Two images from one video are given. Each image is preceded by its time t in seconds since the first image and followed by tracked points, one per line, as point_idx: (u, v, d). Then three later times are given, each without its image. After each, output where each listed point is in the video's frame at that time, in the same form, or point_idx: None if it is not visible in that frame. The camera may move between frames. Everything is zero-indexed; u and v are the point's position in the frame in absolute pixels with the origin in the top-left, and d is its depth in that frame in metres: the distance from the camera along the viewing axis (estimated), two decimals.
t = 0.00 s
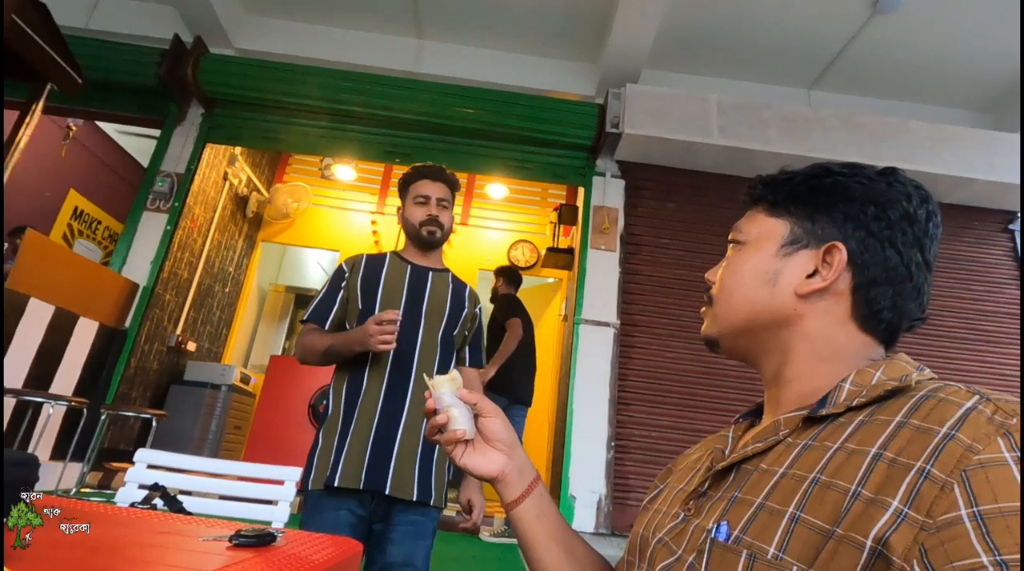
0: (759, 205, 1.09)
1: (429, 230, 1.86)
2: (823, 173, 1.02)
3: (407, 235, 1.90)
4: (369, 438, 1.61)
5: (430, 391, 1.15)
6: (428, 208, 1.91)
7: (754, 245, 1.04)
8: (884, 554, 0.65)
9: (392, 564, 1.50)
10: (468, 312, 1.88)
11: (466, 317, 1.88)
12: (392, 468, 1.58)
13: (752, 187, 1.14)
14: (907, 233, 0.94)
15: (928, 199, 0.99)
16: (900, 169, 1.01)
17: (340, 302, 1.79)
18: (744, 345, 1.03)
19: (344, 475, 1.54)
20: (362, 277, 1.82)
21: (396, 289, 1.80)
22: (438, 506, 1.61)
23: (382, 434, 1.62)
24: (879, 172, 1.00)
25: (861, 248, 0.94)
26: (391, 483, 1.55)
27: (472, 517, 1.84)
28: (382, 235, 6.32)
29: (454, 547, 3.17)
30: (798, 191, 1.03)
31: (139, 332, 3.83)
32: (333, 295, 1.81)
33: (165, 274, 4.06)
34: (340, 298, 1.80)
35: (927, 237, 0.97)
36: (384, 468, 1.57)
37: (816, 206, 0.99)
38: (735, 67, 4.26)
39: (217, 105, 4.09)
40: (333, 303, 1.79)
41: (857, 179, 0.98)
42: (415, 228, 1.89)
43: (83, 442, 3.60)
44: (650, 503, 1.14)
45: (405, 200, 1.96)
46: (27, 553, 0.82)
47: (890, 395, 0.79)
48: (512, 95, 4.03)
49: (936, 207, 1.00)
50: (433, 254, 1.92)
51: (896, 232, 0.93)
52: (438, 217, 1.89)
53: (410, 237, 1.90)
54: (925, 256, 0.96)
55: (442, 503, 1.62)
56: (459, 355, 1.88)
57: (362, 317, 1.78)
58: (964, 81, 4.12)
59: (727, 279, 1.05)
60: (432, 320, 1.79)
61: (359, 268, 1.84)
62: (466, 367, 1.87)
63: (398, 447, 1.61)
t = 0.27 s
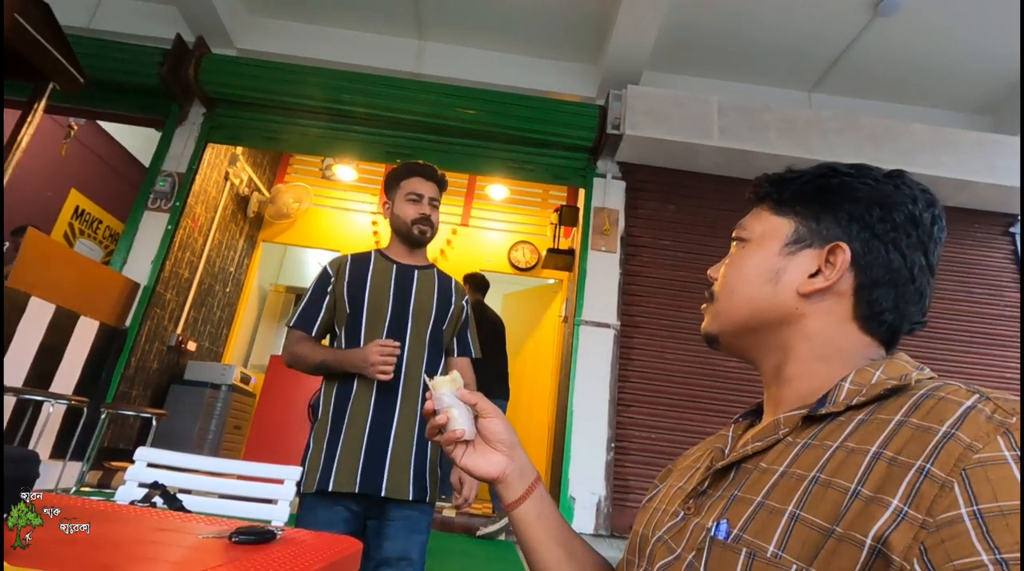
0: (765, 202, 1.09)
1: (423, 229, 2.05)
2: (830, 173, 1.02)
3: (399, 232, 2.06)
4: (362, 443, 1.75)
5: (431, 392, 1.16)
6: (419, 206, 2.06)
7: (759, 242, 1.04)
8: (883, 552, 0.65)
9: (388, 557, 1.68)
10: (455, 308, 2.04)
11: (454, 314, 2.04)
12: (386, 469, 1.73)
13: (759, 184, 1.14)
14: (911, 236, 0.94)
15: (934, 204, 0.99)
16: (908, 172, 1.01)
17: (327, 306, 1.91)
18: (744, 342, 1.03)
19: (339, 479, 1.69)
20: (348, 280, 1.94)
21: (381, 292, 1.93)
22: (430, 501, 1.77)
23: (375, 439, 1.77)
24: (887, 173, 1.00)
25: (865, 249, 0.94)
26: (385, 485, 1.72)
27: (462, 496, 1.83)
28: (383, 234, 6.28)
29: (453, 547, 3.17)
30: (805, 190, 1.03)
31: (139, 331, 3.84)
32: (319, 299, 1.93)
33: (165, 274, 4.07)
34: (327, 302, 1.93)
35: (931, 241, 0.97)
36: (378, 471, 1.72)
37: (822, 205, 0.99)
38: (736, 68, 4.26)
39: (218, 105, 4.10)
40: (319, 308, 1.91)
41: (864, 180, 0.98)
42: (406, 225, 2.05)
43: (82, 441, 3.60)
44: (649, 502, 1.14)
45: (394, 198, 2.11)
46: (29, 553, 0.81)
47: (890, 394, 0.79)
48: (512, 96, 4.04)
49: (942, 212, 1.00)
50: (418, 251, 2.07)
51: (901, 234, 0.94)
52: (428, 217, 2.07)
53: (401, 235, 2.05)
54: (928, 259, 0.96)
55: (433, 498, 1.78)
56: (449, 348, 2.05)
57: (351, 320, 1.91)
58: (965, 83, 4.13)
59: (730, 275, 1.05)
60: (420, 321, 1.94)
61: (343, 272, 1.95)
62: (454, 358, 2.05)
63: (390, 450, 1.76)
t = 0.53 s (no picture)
0: (761, 199, 1.09)
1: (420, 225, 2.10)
2: (827, 170, 1.02)
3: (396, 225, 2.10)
4: (374, 444, 1.79)
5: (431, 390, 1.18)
6: (418, 203, 2.13)
7: (756, 240, 1.04)
8: (887, 554, 0.65)
9: (388, 551, 1.74)
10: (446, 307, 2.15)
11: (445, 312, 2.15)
12: (398, 468, 1.79)
13: (755, 181, 1.14)
14: (909, 233, 0.94)
15: (932, 200, 0.99)
16: (906, 169, 1.01)
17: (322, 303, 1.90)
18: (742, 342, 1.02)
19: (355, 481, 1.73)
20: (343, 279, 1.95)
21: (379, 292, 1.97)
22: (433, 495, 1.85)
23: (385, 441, 1.81)
24: (884, 170, 0.99)
25: (863, 248, 0.93)
26: (399, 484, 1.77)
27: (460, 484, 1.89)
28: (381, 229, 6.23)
29: (451, 543, 3.17)
30: (802, 187, 1.02)
31: (136, 326, 3.82)
32: (314, 296, 1.90)
33: (162, 268, 4.04)
34: (321, 299, 1.90)
35: (929, 239, 0.96)
36: (390, 472, 1.78)
37: (820, 204, 0.99)
38: (736, 66, 4.26)
39: (216, 99, 4.08)
40: (313, 307, 1.89)
41: (862, 177, 0.98)
42: (403, 220, 2.10)
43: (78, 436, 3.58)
44: (648, 500, 1.14)
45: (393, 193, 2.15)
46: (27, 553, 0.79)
47: (892, 395, 0.78)
48: (512, 92, 4.02)
49: (940, 208, 1.00)
50: (409, 248, 2.13)
51: (899, 232, 0.93)
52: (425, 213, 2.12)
53: (397, 228, 2.10)
54: (927, 257, 0.96)
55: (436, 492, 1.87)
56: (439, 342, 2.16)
57: (349, 320, 1.92)
58: (965, 82, 4.12)
59: (726, 274, 1.04)
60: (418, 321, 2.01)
61: (338, 270, 1.96)
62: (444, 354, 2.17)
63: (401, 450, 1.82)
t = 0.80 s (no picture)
0: (753, 199, 1.09)
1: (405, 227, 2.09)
2: (818, 167, 1.02)
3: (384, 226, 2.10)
4: (371, 441, 1.79)
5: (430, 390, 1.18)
6: (406, 205, 2.12)
7: (752, 240, 1.03)
8: (887, 554, 0.65)
9: (386, 547, 1.73)
10: (440, 305, 2.16)
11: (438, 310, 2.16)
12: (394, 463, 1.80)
13: (744, 181, 1.14)
14: (904, 227, 0.94)
15: (922, 192, 1.00)
16: (894, 163, 1.02)
17: (319, 301, 1.89)
18: (743, 342, 1.02)
19: (353, 478, 1.73)
20: (338, 277, 1.95)
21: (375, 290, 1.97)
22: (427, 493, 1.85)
23: (382, 436, 1.81)
24: (873, 165, 1.00)
25: (860, 244, 0.94)
26: (394, 481, 1.78)
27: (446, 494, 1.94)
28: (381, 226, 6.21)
29: (449, 541, 3.17)
30: (794, 185, 1.03)
31: (134, 322, 3.81)
32: (310, 293, 1.90)
33: (161, 265, 4.03)
34: (318, 296, 1.90)
35: (923, 232, 0.97)
36: (386, 468, 1.78)
37: (813, 201, 0.99)
38: (736, 65, 4.25)
39: (215, 96, 4.06)
40: (309, 304, 1.88)
41: (853, 173, 0.98)
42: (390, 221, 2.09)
43: (77, 433, 3.58)
44: (647, 498, 1.14)
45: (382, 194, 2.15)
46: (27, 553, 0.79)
47: (892, 393, 0.78)
48: (512, 90, 4.01)
49: (929, 201, 1.01)
50: (400, 250, 2.12)
51: (894, 226, 0.94)
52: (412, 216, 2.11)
53: (384, 230, 2.09)
54: (921, 250, 0.97)
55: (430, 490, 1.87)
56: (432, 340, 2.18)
57: (344, 321, 1.92)
58: (964, 82, 4.13)
59: (724, 274, 1.04)
60: (412, 321, 2.01)
61: (333, 267, 1.95)
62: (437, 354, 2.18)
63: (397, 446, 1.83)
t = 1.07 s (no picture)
0: (757, 199, 1.09)
1: (404, 220, 2.09)
2: (823, 169, 1.02)
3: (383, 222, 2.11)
4: (367, 442, 1.80)
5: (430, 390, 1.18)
6: (406, 201, 2.14)
7: (758, 241, 1.04)
8: (888, 552, 0.65)
9: (386, 549, 1.73)
10: (440, 307, 2.15)
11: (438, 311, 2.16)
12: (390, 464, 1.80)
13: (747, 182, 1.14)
14: (909, 228, 0.95)
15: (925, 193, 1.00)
16: (896, 163, 1.02)
17: (318, 303, 1.92)
18: (748, 341, 1.02)
19: (348, 479, 1.74)
20: (338, 279, 1.97)
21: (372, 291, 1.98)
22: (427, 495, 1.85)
23: (378, 438, 1.82)
24: (876, 166, 1.00)
25: (867, 244, 0.94)
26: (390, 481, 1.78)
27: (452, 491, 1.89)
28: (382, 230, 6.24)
29: (450, 543, 3.17)
30: (799, 186, 1.03)
31: (136, 326, 3.81)
32: (310, 295, 1.93)
33: (162, 269, 4.04)
34: (317, 297, 1.93)
35: (926, 233, 0.98)
36: (382, 469, 1.78)
37: (819, 203, 0.99)
38: (736, 68, 4.27)
39: (217, 99, 4.08)
40: (311, 301, 1.91)
41: (858, 175, 0.98)
42: (390, 217, 2.11)
43: (78, 436, 3.58)
44: (650, 499, 1.14)
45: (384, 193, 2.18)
46: (28, 552, 0.79)
47: (894, 393, 0.79)
48: (513, 92, 4.03)
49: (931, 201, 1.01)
50: (401, 247, 2.13)
51: (899, 228, 0.94)
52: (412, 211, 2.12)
53: (384, 226, 2.11)
54: (925, 251, 0.97)
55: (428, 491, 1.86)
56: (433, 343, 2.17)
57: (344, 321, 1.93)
58: (964, 84, 4.14)
59: (729, 275, 1.04)
60: (411, 322, 2.01)
61: (332, 268, 1.98)
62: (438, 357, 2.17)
63: (392, 449, 1.82)
